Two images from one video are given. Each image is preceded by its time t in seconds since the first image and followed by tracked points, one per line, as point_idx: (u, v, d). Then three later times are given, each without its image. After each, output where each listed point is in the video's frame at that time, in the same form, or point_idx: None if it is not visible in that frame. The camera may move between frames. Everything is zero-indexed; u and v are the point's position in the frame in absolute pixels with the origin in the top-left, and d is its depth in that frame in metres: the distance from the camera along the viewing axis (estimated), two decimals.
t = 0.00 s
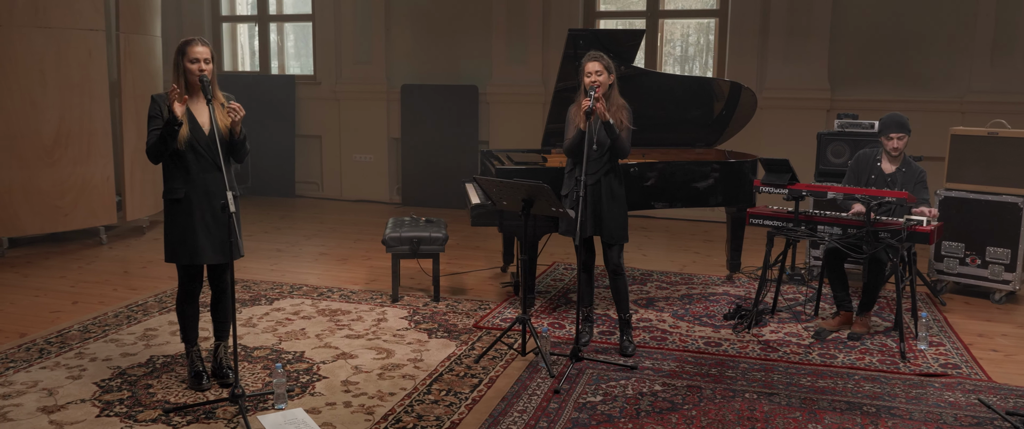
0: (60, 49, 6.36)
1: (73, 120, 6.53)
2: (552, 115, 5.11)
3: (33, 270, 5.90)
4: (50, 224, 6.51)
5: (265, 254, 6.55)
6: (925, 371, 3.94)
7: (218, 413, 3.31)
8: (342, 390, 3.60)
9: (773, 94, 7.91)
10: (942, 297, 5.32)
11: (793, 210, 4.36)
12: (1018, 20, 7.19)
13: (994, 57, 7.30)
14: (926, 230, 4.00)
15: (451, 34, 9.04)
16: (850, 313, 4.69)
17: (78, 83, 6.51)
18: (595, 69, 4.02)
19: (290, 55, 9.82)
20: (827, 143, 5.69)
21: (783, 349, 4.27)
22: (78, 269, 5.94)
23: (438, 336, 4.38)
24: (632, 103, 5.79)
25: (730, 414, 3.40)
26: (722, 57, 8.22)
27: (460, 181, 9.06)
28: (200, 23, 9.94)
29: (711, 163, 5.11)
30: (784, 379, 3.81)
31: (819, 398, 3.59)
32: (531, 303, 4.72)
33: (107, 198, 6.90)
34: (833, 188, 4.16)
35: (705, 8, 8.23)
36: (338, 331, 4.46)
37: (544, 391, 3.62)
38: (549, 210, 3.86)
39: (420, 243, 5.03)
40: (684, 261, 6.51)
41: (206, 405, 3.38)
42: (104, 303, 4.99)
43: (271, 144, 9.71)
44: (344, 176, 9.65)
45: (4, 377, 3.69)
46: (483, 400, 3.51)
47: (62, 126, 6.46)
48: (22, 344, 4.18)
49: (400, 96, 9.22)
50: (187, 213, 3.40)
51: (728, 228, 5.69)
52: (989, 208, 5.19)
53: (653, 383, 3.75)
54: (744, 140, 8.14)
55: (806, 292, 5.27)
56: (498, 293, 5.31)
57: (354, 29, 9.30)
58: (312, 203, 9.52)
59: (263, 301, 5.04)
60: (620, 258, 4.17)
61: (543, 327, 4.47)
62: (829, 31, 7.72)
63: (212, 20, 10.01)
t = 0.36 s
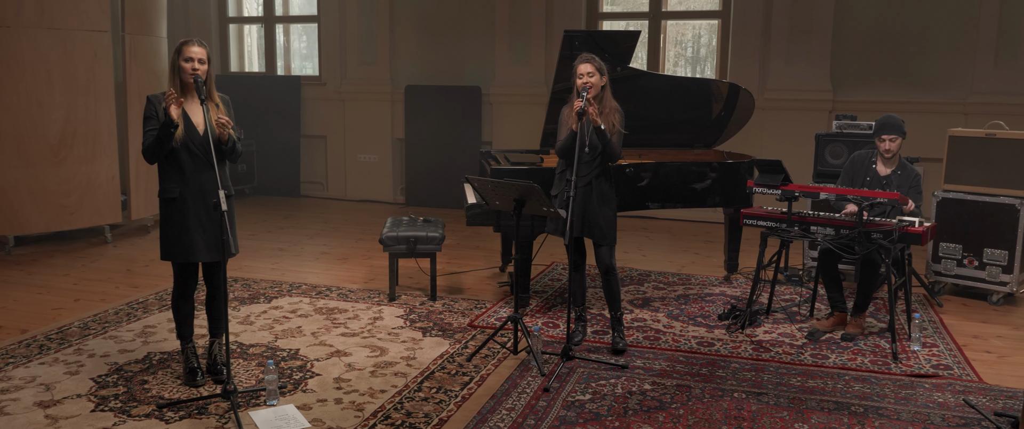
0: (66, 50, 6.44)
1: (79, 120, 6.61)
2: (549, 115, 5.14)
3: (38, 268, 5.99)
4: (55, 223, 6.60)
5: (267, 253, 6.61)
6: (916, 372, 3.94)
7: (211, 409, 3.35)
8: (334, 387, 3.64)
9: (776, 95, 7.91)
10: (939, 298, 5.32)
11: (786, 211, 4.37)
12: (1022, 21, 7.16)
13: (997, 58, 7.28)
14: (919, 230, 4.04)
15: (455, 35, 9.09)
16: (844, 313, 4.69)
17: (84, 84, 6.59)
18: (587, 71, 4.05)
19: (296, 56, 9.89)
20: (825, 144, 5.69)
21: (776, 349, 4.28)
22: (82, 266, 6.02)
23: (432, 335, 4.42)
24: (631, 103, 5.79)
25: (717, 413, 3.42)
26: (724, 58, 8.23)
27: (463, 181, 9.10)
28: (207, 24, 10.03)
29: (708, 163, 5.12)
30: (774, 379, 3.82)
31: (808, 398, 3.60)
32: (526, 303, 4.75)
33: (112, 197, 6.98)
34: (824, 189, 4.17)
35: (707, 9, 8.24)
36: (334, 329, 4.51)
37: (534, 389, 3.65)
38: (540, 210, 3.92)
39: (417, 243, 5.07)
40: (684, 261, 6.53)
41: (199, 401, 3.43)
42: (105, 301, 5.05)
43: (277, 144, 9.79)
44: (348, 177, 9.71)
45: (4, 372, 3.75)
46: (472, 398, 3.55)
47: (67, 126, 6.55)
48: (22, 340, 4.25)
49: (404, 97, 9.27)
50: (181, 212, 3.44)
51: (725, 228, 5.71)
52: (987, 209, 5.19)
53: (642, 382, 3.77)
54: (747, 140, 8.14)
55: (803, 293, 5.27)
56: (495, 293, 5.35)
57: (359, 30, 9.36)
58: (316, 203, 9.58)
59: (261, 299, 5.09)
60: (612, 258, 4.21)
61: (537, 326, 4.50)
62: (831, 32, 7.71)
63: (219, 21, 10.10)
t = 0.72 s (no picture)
0: (70, 52, 6.52)
1: (82, 122, 6.68)
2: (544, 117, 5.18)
3: (41, 267, 6.06)
4: (59, 223, 6.68)
5: (267, 253, 6.67)
6: (906, 374, 3.95)
7: (202, 406, 3.40)
8: (325, 385, 3.68)
9: (776, 97, 7.91)
10: (935, 301, 5.31)
11: (778, 213, 4.39)
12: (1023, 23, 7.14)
13: (998, 60, 7.25)
14: (908, 232, 4.03)
15: (457, 37, 9.14)
16: (837, 315, 4.70)
17: (88, 86, 6.66)
18: (579, 72, 4.07)
19: (300, 58, 9.96)
20: (821, 146, 5.69)
21: (766, 351, 4.30)
22: (84, 266, 6.09)
23: (425, 334, 4.46)
24: (627, 106, 5.81)
25: (703, 413, 3.44)
26: (725, 60, 8.24)
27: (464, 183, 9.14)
28: (212, 27, 10.12)
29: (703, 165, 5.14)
30: (763, 380, 3.84)
31: (795, 398, 3.62)
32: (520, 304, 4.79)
33: (115, 197, 7.06)
34: (816, 191, 4.17)
35: (708, 12, 8.26)
36: (329, 329, 4.55)
37: (522, 388, 3.68)
38: (531, 211, 3.95)
39: (413, 243, 5.11)
40: (681, 263, 6.54)
41: (191, 398, 3.47)
42: (105, 300, 5.12)
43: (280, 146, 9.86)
44: (351, 178, 9.77)
45: (1, 369, 3.81)
46: (461, 397, 3.58)
47: (71, 128, 6.62)
48: (22, 338, 4.31)
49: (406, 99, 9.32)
50: (173, 212, 3.50)
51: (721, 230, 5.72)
52: (982, 212, 5.18)
53: (631, 382, 3.80)
54: (747, 143, 8.14)
55: (797, 295, 5.28)
56: (491, 294, 5.38)
57: (362, 32, 9.41)
58: (319, 204, 9.65)
59: (259, 299, 5.15)
60: (605, 258, 4.23)
61: (530, 327, 4.53)
62: (832, 34, 7.71)
63: (224, 23, 10.19)
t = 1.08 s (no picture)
0: (73, 54, 6.60)
1: (85, 123, 6.76)
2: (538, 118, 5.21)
3: (42, 266, 6.13)
4: (62, 222, 6.76)
5: (267, 253, 6.73)
6: (893, 375, 3.96)
7: (193, 402, 3.44)
8: (315, 383, 3.73)
9: (776, 99, 7.92)
10: (928, 303, 5.32)
11: (768, 213, 4.41)
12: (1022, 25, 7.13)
13: (997, 62, 7.25)
14: (896, 233, 4.04)
15: (458, 39, 9.19)
16: (829, 316, 4.72)
17: (90, 87, 6.74)
18: (569, 74, 4.11)
19: (303, 60, 10.03)
20: (816, 148, 5.70)
21: (756, 351, 4.32)
22: (85, 265, 6.15)
23: (418, 333, 4.50)
24: (622, 108, 5.84)
25: (689, 412, 3.46)
26: (725, 62, 8.26)
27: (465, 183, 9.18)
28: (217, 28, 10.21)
29: (699, 167, 5.16)
30: (750, 380, 3.86)
31: (781, 398, 3.64)
32: (513, 304, 4.82)
33: (117, 197, 7.14)
34: (805, 192, 4.18)
35: (708, 14, 8.28)
36: (322, 328, 4.60)
37: (510, 387, 3.71)
38: (520, 211, 3.99)
39: (408, 243, 5.15)
40: (678, 264, 6.56)
41: (183, 395, 3.52)
42: (104, 298, 5.18)
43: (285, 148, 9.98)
44: (353, 179, 9.82)
45: None
46: (449, 395, 3.62)
47: (73, 129, 6.69)
48: (20, 335, 4.38)
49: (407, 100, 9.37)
50: (165, 211, 3.56)
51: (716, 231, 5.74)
52: (976, 214, 5.19)
53: (619, 381, 3.83)
54: (746, 144, 8.15)
55: (791, 296, 5.29)
56: (485, 294, 5.42)
57: (364, 34, 9.47)
58: (321, 205, 9.71)
59: (256, 298, 5.20)
60: (594, 259, 4.25)
61: (521, 326, 4.56)
62: (832, 36, 7.71)
63: (228, 25, 10.28)
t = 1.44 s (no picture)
0: (78, 55, 6.68)
1: (89, 124, 6.85)
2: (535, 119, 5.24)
3: (46, 264, 6.22)
4: (66, 221, 6.84)
5: (268, 253, 6.80)
6: (883, 374, 3.97)
7: (186, 398, 3.50)
8: (307, 379, 3.78)
9: (776, 100, 7.93)
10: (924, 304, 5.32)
11: (761, 214, 4.42)
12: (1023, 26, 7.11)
13: (998, 63, 7.23)
14: (887, 234, 4.04)
15: (460, 40, 9.24)
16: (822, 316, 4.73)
17: (95, 88, 6.82)
18: (561, 75, 4.14)
19: (308, 61, 10.10)
20: (813, 149, 5.72)
21: (748, 351, 4.33)
22: (88, 263, 6.23)
23: (412, 332, 4.55)
24: (618, 109, 5.86)
25: (675, 410, 3.49)
26: (726, 63, 8.26)
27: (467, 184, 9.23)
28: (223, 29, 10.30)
29: (694, 168, 5.17)
30: (739, 379, 3.88)
31: (768, 397, 3.66)
32: (507, 303, 4.86)
33: (122, 196, 7.21)
34: (796, 192, 4.19)
35: (709, 15, 8.28)
36: (318, 326, 4.65)
37: (500, 384, 3.75)
38: (510, 210, 4.04)
39: (404, 243, 5.20)
40: (676, 265, 6.58)
41: (176, 390, 3.57)
42: (104, 296, 5.25)
43: (290, 149, 10.07)
44: (356, 179, 9.89)
45: None
46: (438, 392, 3.66)
47: (78, 129, 6.78)
48: (21, 331, 4.45)
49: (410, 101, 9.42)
50: (160, 209, 3.62)
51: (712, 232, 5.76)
52: (972, 215, 5.17)
53: (608, 379, 3.86)
54: (747, 145, 8.16)
55: (786, 296, 5.30)
56: (481, 293, 5.46)
57: (368, 35, 9.53)
58: (325, 205, 9.78)
59: (254, 296, 5.26)
60: (585, 258, 4.30)
61: (514, 325, 4.60)
62: (832, 36, 7.71)
63: (234, 26, 10.36)
